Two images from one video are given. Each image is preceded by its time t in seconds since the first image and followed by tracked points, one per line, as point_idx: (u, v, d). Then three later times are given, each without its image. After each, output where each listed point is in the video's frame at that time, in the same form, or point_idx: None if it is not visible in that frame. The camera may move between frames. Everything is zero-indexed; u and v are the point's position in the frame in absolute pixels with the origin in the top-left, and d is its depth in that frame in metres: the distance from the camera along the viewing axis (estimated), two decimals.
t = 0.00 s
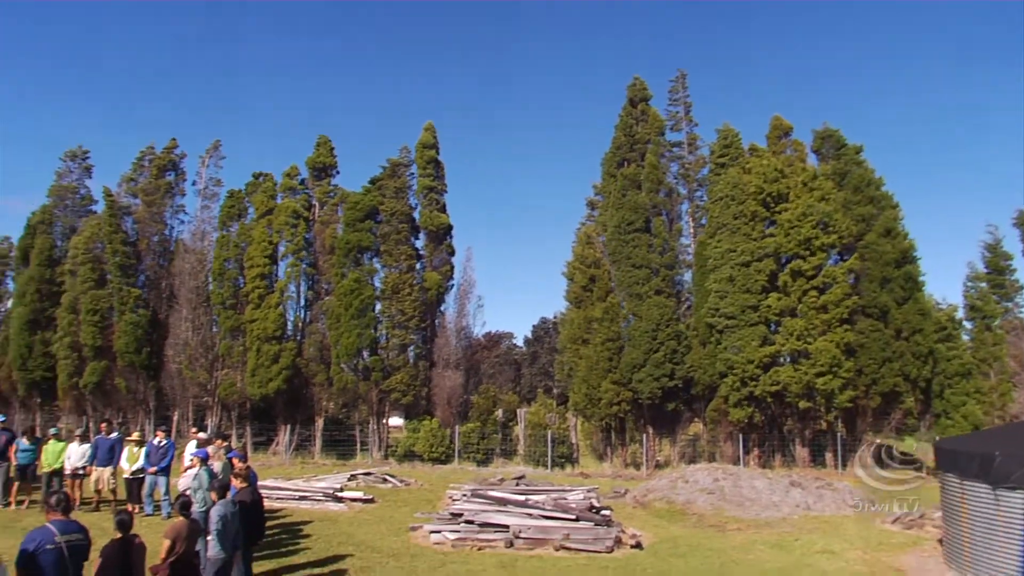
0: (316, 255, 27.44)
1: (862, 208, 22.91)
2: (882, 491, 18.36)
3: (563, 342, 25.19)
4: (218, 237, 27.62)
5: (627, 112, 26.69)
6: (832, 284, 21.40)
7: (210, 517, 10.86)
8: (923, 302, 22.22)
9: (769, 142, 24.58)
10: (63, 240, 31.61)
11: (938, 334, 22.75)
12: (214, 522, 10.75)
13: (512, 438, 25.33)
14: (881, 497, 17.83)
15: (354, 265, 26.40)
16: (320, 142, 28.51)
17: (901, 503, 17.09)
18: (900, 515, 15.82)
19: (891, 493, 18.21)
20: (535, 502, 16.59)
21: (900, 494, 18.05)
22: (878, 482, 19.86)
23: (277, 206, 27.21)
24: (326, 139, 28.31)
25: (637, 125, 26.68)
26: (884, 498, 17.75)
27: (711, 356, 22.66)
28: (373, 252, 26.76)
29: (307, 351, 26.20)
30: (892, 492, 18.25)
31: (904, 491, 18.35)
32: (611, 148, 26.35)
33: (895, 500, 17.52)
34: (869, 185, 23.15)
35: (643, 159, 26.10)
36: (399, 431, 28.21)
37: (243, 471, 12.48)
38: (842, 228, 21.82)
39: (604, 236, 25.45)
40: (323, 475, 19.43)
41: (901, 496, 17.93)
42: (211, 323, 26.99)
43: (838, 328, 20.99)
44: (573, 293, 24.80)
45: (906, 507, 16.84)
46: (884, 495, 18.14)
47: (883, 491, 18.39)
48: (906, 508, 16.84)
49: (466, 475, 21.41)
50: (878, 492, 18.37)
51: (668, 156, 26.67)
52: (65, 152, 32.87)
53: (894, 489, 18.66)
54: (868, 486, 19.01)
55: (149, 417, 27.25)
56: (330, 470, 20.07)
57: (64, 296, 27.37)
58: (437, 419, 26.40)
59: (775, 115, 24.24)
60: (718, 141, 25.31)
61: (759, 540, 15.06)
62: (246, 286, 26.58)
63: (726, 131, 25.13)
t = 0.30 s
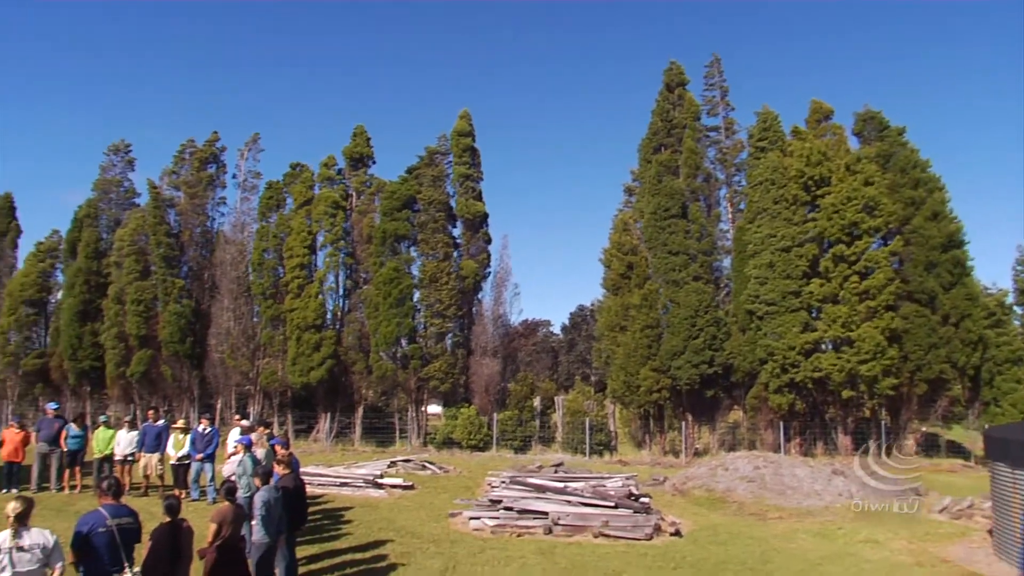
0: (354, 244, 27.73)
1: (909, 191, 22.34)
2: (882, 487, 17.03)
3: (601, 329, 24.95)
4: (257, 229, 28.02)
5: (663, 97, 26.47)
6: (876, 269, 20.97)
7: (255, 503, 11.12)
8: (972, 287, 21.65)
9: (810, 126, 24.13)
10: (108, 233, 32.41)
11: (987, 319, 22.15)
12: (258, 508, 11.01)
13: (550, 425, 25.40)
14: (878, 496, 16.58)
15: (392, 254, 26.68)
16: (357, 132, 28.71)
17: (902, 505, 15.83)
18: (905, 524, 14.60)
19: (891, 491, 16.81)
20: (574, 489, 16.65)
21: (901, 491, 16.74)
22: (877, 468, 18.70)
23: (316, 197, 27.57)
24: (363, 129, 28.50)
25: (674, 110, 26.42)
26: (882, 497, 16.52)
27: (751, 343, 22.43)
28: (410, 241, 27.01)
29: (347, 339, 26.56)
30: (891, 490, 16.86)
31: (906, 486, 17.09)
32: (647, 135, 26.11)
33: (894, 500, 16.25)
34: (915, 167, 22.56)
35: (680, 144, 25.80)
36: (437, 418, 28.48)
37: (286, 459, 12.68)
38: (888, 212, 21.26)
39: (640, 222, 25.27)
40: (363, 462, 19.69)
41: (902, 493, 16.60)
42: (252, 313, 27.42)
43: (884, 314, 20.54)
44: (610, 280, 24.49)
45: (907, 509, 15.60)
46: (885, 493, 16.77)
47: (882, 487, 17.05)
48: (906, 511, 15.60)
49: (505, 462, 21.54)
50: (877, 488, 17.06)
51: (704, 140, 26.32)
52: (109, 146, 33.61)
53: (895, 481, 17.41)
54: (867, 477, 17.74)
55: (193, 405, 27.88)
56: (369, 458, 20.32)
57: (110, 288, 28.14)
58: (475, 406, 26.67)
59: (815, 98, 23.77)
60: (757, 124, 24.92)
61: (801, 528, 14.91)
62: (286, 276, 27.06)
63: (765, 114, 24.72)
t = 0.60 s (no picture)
0: (393, 234, 28.02)
1: (959, 173, 21.74)
2: (881, 483, 16.15)
3: (640, 317, 24.92)
4: (298, 219, 28.57)
5: (701, 82, 26.28)
6: (923, 253, 20.50)
7: (299, 489, 11.30)
8: None
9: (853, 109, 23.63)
10: (153, 225, 33.22)
11: None
12: (301, 494, 11.18)
13: (589, 413, 25.47)
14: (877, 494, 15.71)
15: (430, 243, 26.92)
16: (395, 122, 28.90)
17: (902, 504, 14.99)
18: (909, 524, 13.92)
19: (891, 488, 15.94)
20: (614, 477, 16.67)
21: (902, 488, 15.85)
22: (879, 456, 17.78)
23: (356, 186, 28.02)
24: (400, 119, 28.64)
25: (713, 94, 26.22)
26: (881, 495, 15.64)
27: (793, 330, 22.16)
28: (449, 230, 27.23)
29: (386, 327, 26.94)
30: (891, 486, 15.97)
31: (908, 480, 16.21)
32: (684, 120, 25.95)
33: (894, 498, 15.40)
34: (965, 148, 21.91)
35: (718, 129, 25.60)
36: (476, 406, 28.73)
37: (328, 446, 12.86)
38: (937, 195, 20.68)
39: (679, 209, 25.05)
40: (403, 449, 19.93)
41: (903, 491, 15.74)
42: (293, 302, 28.02)
43: (933, 300, 20.11)
44: (649, 267, 24.31)
45: (907, 510, 14.76)
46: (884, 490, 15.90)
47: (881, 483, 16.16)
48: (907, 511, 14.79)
49: (544, 449, 21.61)
50: (876, 484, 16.18)
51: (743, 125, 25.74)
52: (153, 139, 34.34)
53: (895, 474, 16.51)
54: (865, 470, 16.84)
55: (237, 393, 28.48)
56: (410, 445, 20.52)
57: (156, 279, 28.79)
58: (515, 394, 27.04)
59: (859, 80, 23.21)
60: (798, 107, 24.46)
61: (845, 518, 14.70)
62: (326, 266, 27.49)
63: (806, 96, 24.25)
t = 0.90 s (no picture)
0: (431, 225, 28.49)
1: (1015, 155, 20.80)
2: (882, 482, 15.74)
3: (680, 307, 25.04)
4: (339, 212, 29.38)
5: (740, 69, 25.96)
6: (975, 240, 19.85)
7: (342, 477, 11.49)
8: None
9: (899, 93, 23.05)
10: (197, 219, 34.04)
11: None
12: (344, 482, 11.37)
13: (630, 403, 25.46)
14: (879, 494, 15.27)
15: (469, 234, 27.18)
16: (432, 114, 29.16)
17: (901, 504, 14.58)
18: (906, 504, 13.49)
19: (892, 489, 15.48)
20: (655, 467, 16.65)
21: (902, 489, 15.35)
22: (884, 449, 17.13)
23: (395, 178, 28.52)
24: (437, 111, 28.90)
25: (753, 81, 25.81)
26: (884, 495, 15.20)
27: (838, 319, 21.83)
28: (487, 221, 27.44)
29: (427, 318, 27.31)
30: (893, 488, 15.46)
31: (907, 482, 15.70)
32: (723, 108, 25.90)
33: (895, 499, 14.95)
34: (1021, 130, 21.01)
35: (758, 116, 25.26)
36: (516, 397, 28.91)
37: (372, 435, 13.04)
38: (991, 179, 19.89)
39: (719, 197, 25.09)
40: (444, 439, 20.10)
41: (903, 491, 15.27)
42: (334, 293, 28.85)
43: (985, 287, 19.43)
44: (689, 256, 24.58)
45: (907, 510, 14.34)
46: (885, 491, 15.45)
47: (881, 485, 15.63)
48: (907, 512, 14.36)
49: (585, 440, 21.61)
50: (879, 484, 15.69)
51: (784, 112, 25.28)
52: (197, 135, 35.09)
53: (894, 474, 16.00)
54: (868, 472, 16.26)
55: (280, 383, 29.05)
56: (450, 435, 20.68)
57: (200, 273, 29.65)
58: (554, 383, 26.78)
59: (906, 63, 22.59)
60: (841, 91, 23.94)
61: (892, 511, 14.42)
62: (368, 257, 28.15)
63: (849, 80, 23.73)
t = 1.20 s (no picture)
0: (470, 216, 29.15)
1: None
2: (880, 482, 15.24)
3: (722, 295, 24.81)
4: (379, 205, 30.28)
5: (781, 54, 25.64)
6: None
7: (385, 465, 11.57)
8: None
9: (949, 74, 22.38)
10: (241, 211, 34.81)
11: None
12: (386, 470, 11.45)
13: (670, 393, 25.46)
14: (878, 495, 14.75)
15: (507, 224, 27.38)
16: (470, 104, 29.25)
17: (900, 504, 14.06)
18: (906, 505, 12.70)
19: (892, 489, 14.91)
20: (697, 458, 16.56)
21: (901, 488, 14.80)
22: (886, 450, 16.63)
23: (434, 169, 29.07)
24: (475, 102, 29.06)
25: (794, 66, 25.59)
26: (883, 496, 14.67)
27: (885, 308, 21.42)
28: (526, 210, 27.84)
29: (466, 308, 27.82)
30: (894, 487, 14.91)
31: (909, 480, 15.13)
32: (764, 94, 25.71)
33: (895, 499, 14.43)
34: None
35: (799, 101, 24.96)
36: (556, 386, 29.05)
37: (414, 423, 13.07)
38: None
39: (761, 184, 24.86)
40: (485, 428, 20.25)
41: (903, 490, 14.73)
42: (375, 284, 29.90)
43: None
44: (731, 245, 24.51)
45: (906, 510, 13.85)
46: (885, 492, 14.90)
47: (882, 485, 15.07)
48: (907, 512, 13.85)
49: (625, 429, 21.55)
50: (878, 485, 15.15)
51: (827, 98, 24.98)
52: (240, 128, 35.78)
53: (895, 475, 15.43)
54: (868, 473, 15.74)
55: (322, 372, 30.90)
56: (491, 424, 20.81)
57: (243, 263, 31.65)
58: (594, 372, 27.18)
59: (957, 43, 21.94)
60: (886, 74, 23.38)
61: (942, 503, 14.10)
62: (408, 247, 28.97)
63: (895, 62, 23.14)
